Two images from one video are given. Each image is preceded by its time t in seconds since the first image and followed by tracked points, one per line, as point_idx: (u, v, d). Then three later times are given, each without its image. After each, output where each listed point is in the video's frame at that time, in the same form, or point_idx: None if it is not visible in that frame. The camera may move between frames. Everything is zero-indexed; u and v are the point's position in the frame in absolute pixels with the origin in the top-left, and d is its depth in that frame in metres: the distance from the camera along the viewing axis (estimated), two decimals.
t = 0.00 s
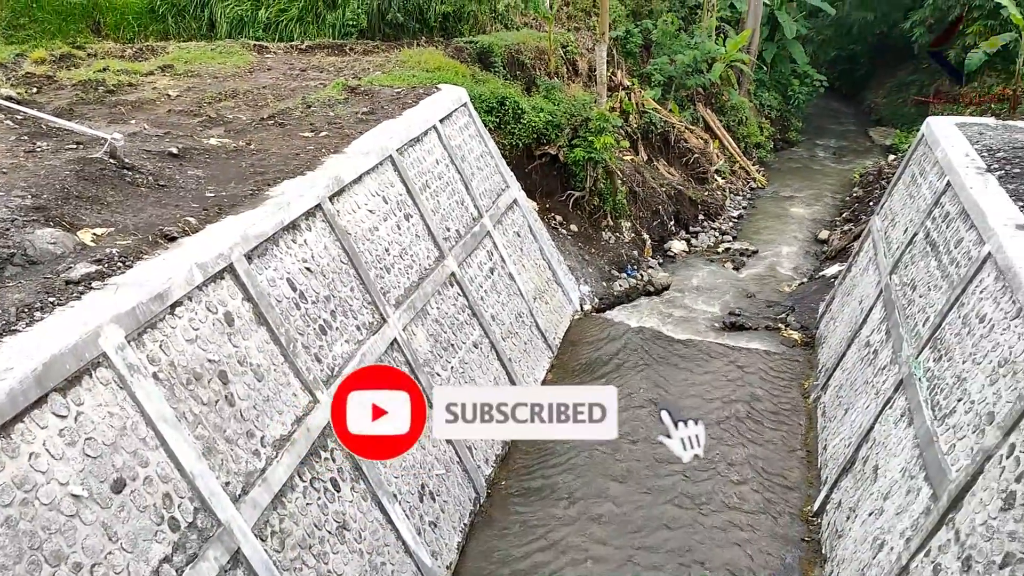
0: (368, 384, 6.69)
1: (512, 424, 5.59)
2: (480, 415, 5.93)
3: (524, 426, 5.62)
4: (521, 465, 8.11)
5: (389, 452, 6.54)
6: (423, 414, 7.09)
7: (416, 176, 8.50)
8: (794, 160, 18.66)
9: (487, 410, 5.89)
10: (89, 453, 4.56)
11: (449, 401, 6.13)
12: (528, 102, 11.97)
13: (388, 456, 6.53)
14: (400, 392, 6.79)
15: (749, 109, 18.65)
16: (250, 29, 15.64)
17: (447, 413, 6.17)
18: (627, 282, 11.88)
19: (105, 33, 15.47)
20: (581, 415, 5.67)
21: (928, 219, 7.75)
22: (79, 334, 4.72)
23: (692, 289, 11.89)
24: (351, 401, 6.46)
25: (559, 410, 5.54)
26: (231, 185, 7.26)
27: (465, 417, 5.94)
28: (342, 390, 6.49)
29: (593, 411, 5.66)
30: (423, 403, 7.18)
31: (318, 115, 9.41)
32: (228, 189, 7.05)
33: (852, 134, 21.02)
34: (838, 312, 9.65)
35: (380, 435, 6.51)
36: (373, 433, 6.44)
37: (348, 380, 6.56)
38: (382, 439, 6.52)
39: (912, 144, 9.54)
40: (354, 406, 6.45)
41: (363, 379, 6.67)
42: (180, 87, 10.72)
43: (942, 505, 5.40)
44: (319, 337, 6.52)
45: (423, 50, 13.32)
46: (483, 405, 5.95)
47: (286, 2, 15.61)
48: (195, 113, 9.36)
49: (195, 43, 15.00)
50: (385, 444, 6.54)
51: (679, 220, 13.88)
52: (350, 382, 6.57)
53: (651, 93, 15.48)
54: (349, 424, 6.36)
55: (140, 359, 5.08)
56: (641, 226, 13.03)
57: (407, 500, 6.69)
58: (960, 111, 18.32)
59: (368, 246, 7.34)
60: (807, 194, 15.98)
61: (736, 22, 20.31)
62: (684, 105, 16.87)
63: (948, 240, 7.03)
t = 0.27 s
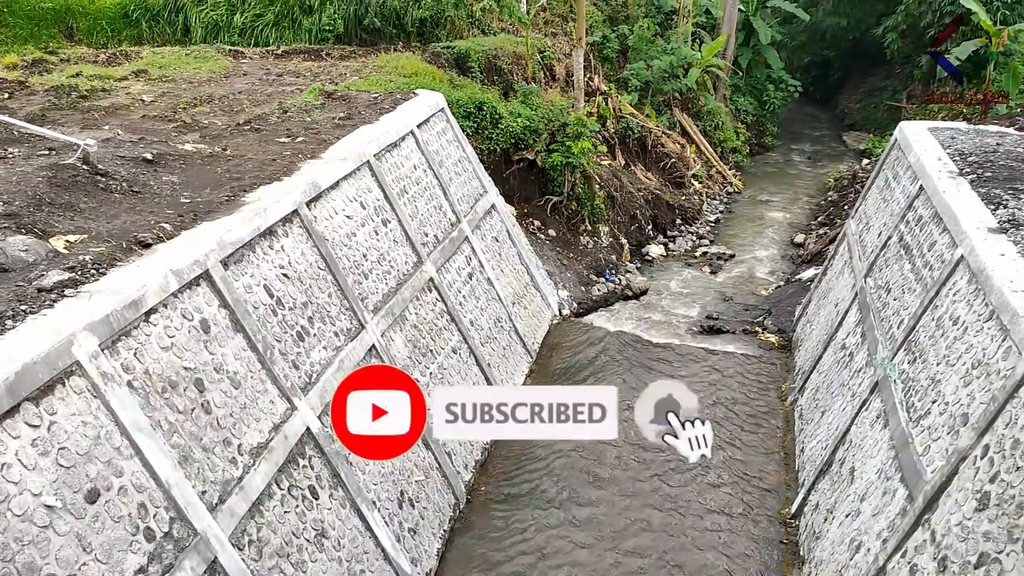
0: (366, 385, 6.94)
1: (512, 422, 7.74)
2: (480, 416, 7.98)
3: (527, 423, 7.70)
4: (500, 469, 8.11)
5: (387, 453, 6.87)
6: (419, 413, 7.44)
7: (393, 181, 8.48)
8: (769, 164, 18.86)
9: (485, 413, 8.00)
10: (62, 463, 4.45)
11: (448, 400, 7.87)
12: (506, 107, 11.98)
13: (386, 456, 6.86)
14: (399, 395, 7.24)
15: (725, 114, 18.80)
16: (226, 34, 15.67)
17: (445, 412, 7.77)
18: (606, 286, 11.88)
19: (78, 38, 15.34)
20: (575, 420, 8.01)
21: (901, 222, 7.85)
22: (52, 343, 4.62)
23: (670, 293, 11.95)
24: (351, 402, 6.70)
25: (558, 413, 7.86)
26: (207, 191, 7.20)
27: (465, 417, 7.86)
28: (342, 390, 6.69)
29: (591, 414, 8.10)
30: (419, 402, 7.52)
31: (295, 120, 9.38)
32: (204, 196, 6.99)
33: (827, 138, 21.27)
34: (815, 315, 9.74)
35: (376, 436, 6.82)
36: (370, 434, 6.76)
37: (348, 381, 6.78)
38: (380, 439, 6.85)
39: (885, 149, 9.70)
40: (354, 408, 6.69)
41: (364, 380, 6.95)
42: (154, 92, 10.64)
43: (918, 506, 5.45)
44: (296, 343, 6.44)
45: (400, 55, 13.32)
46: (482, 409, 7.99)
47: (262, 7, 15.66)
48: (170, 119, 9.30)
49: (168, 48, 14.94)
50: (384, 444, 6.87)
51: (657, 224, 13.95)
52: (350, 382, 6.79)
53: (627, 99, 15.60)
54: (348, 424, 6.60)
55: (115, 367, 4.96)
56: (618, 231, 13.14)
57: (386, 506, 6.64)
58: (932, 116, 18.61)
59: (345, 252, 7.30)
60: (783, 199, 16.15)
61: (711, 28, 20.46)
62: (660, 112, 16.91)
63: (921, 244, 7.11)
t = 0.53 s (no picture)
0: (365, 385, 7.14)
1: (510, 423, 8.50)
2: (484, 416, 8.69)
3: (524, 424, 8.47)
4: (482, 473, 8.11)
5: (387, 453, 7.08)
6: (417, 413, 7.71)
7: (373, 186, 8.44)
8: (748, 168, 19.04)
9: (485, 414, 8.70)
10: (38, 472, 4.30)
11: (450, 399, 8.36)
12: (486, 111, 11.95)
13: (387, 456, 7.07)
14: (400, 396, 7.53)
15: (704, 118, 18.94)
16: (203, 38, 15.50)
17: (446, 410, 8.26)
18: (587, 289, 11.90)
19: (53, 42, 15.28)
20: (572, 420, 8.81)
21: (879, 225, 7.93)
22: (27, 350, 4.47)
23: (652, 296, 11.99)
24: (351, 402, 6.89)
25: (555, 413, 8.71)
26: (184, 197, 7.11)
27: (468, 417, 8.50)
28: (342, 392, 6.87)
29: (589, 414, 8.85)
30: (418, 402, 7.78)
31: (273, 125, 9.33)
32: (181, 201, 6.92)
33: (805, 142, 21.49)
34: (794, 317, 9.81)
35: (375, 436, 7.02)
36: (370, 434, 6.97)
37: (348, 381, 6.97)
38: (380, 439, 7.07)
39: (862, 152, 9.85)
40: (354, 409, 6.87)
41: (364, 380, 7.16)
42: (131, 97, 10.56)
43: (897, 506, 5.49)
44: (276, 349, 6.36)
45: (379, 59, 13.29)
46: (485, 410, 8.71)
47: (239, 11, 15.53)
48: (147, 123, 9.25)
49: (144, 52, 14.84)
50: (383, 444, 7.08)
51: (638, 227, 14.00)
52: (350, 383, 6.99)
53: (607, 102, 15.53)
54: (348, 423, 6.78)
55: (92, 374, 4.81)
56: (599, 234, 13.12)
57: (368, 512, 6.57)
58: (909, 120, 18.87)
59: (325, 256, 7.24)
60: (762, 202, 16.26)
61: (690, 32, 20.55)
62: (640, 115, 16.98)
63: (898, 245, 7.18)
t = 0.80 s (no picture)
0: (365, 384, 7.34)
1: (509, 423, 8.92)
2: (486, 417, 9.14)
3: (522, 425, 8.84)
4: (465, 477, 8.10)
5: (387, 453, 7.30)
6: (417, 413, 7.96)
7: (353, 190, 8.41)
8: (727, 170, 19.19)
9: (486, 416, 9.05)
10: (14, 482, 4.22)
11: (449, 399, 8.71)
12: (466, 115, 11.95)
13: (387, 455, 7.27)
14: (400, 397, 7.76)
15: (683, 121, 19.06)
16: (180, 42, 15.32)
17: (446, 410, 8.57)
18: (569, 292, 11.94)
19: (27, 47, 15.14)
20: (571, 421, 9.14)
21: (856, 226, 8.01)
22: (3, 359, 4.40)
23: (634, 298, 12.04)
24: (351, 402, 7.09)
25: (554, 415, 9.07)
26: (161, 203, 7.05)
27: (470, 417, 8.97)
28: (342, 392, 7.08)
29: (588, 415, 9.20)
30: (418, 403, 8.03)
31: (252, 130, 9.28)
32: (159, 207, 6.86)
33: (783, 144, 21.69)
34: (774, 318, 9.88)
35: (375, 435, 7.21)
36: (370, 433, 7.15)
37: (347, 381, 7.17)
38: (380, 438, 7.26)
39: (839, 153, 9.96)
40: (354, 408, 7.07)
41: (363, 381, 7.36)
42: (107, 102, 10.47)
43: (878, 504, 5.53)
44: (256, 355, 6.30)
45: (358, 63, 13.24)
46: (487, 412, 9.18)
47: (216, 15, 15.41)
48: (124, 129, 9.17)
49: (120, 57, 14.71)
50: (384, 445, 7.30)
51: (619, 229, 14.06)
52: (350, 383, 7.19)
53: (587, 105, 15.63)
54: (349, 423, 6.97)
55: (69, 383, 4.73)
56: (580, 236, 13.15)
57: (351, 518, 6.53)
58: (885, 122, 19.11)
59: (306, 261, 7.19)
60: (741, 204, 16.37)
61: (668, 35, 20.65)
62: (620, 118, 17.07)
63: (876, 246, 7.25)
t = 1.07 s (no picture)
0: (365, 385, 7.56)
1: (508, 423, 9.04)
2: (486, 416, 9.32)
3: (521, 424, 8.95)
4: (449, 481, 8.10)
5: (388, 453, 7.60)
6: (416, 413, 8.26)
7: (333, 195, 8.38)
8: (706, 171, 19.33)
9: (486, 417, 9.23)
10: None
11: (449, 399, 9.02)
12: (445, 118, 11.91)
13: (386, 456, 7.53)
14: (399, 398, 8.04)
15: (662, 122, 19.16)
16: (156, 48, 15.20)
17: (446, 411, 8.87)
18: (550, 294, 11.97)
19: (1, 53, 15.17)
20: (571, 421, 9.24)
21: (834, 225, 8.09)
22: None
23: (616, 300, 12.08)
24: (351, 402, 7.28)
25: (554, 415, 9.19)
26: (139, 209, 6.98)
27: (470, 417, 9.16)
28: (343, 392, 7.26)
29: (588, 415, 9.30)
30: (416, 402, 8.31)
31: (230, 134, 9.23)
32: (136, 214, 6.79)
33: (762, 145, 21.90)
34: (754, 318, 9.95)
35: (375, 435, 7.47)
36: (370, 434, 7.40)
37: (347, 382, 7.38)
38: (380, 438, 7.52)
39: (817, 153, 10.06)
40: (354, 408, 7.27)
41: (363, 381, 7.57)
42: (82, 108, 10.36)
43: (858, 501, 5.58)
44: (236, 361, 6.23)
45: (337, 67, 13.19)
46: (488, 412, 9.35)
47: (192, 20, 15.33)
48: (100, 135, 9.08)
49: (94, 63, 14.59)
50: (384, 445, 7.59)
51: (600, 231, 14.13)
52: (350, 384, 7.39)
53: (567, 107, 15.68)
54: (349, 423, 7.17)
55: (45, 393, 4.66)
56: (561, 239, 13.20)
57: (334, 524, 6.49)
58: (862, 122, 19.34)
59: (286, 266, 7.15)
60: (721, 204, 16.48)
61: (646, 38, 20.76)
62: (599, 120, 17.13)
63: (854, 246, 7.32)
